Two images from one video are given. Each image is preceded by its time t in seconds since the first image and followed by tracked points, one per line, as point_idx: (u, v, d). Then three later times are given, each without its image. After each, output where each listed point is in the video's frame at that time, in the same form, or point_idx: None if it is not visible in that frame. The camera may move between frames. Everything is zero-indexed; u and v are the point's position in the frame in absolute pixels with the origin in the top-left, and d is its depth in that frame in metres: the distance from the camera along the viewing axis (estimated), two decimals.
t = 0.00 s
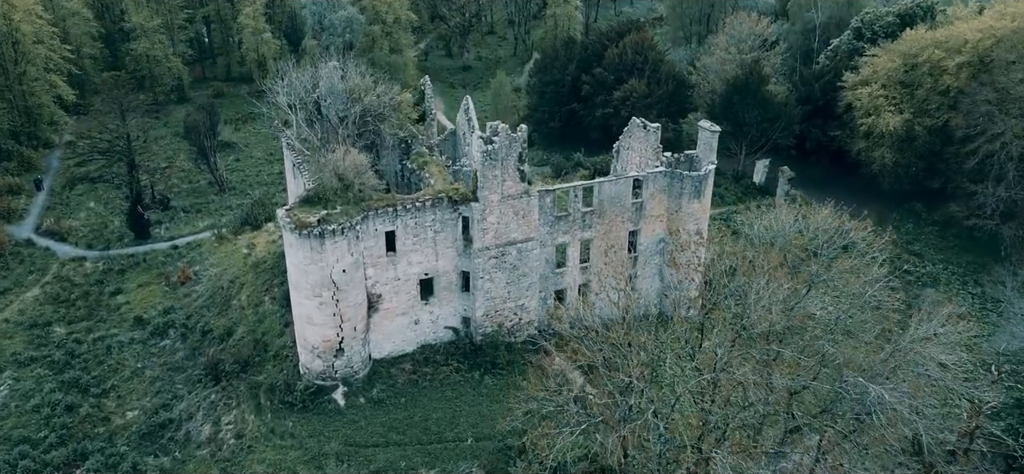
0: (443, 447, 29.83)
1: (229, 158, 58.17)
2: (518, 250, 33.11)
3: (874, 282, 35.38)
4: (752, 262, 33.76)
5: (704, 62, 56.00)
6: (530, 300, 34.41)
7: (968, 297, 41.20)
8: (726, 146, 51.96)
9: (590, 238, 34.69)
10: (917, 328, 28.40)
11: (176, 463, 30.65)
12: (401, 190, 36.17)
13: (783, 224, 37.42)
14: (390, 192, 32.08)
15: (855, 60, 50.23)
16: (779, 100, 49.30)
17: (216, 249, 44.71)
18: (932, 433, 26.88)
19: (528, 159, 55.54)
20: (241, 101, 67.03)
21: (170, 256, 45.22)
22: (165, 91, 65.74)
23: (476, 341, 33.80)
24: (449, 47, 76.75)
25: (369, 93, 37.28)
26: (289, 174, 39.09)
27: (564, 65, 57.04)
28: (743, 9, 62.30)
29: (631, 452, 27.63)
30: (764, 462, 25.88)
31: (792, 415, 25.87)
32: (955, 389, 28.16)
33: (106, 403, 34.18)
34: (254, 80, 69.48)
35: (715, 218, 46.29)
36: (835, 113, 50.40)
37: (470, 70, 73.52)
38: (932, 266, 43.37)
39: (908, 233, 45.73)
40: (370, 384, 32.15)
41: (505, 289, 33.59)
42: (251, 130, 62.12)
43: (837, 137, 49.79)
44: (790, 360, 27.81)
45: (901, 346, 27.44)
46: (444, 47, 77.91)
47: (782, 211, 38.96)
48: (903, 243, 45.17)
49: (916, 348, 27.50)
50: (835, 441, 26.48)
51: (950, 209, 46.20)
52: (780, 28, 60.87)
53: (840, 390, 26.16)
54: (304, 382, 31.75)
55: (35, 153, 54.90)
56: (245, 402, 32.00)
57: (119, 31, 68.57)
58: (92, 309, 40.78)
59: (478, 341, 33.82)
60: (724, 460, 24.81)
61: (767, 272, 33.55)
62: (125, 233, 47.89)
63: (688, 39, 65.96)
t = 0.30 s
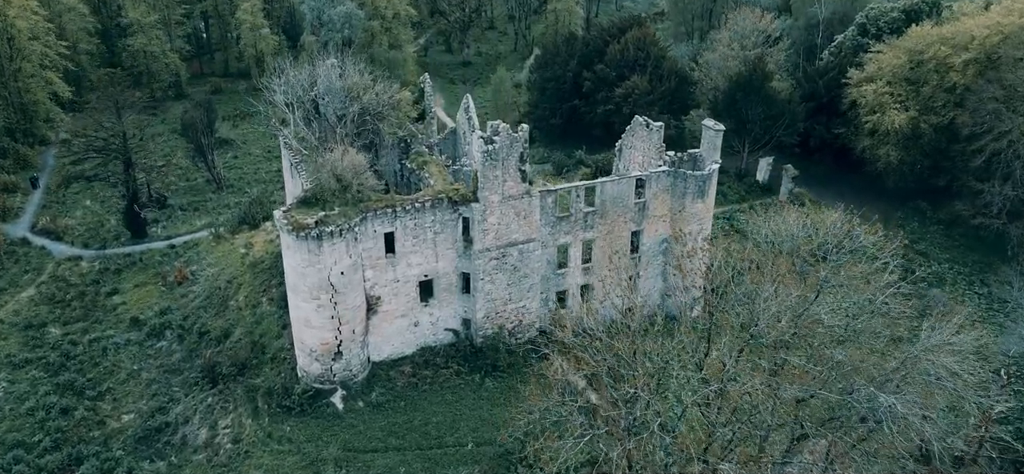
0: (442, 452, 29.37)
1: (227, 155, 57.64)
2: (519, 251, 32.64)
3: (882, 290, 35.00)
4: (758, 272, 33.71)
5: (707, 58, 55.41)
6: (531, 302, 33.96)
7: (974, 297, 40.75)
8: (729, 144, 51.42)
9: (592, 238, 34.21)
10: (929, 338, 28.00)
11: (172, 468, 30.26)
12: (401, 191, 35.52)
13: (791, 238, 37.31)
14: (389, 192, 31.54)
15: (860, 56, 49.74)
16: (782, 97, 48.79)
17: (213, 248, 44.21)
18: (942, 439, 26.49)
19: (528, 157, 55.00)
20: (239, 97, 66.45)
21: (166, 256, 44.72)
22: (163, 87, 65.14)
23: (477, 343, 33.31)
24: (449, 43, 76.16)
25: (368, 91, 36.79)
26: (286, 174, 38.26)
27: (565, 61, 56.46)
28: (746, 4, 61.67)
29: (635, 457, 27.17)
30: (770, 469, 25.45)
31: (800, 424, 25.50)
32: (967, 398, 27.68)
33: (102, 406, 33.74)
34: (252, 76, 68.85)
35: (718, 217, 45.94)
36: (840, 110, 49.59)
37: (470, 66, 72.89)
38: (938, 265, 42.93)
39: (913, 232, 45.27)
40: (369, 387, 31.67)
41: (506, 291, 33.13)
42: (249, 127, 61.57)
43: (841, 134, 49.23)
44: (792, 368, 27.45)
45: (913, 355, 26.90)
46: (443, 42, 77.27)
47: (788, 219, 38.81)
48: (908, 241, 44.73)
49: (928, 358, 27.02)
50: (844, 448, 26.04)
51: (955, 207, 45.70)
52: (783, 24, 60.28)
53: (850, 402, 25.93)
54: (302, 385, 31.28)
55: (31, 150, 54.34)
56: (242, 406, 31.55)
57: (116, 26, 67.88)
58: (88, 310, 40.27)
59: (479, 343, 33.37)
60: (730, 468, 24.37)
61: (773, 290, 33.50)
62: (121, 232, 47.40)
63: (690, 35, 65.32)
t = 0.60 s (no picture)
0: (443, 457, 28.94)
1: (225, 152, 57.07)
2: (521, 252, 32.14)
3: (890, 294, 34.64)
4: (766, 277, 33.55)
5: (710, 54, 54.79)
6: (532, 303, 33.48)
7: (981, 297, 40.31)
8: (732, 141, 50.88)
9: (594, 239, 33.72)
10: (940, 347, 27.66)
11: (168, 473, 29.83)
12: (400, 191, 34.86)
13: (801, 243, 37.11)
14: (388, 192, 31.02)
15: (865, 53, 49.13)
16: (787, 94, 48.25)
17: (211, 248, 43.68)
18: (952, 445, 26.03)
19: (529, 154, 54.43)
20: (237, 93, 65.84)
21: (163, 255, 44.18)
22: (160, 84, 64.51)
23: (477, 345, 32.81)
24: (449, 37, 75.50)
25: (366, 89, 36.38)
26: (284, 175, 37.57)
27: (567, 57, 55.84)
28: None
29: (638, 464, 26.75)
30: None
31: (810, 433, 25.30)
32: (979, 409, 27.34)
33: (97, 409, 33.26)
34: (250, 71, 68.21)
35: (721, 215, 45.28)
36: (844, 107, 48.96)
37: (470, 61, 72.23)
38: (944, 265, 42.49)
39: (918, 231, 44.81)
40: (368, 390, 31.19)
41: (507, 292, 32.63)
42: (247, 123, 61.00)
43: (846, 131, 48.66)
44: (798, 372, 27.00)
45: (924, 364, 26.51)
46: (443, 37, 76.63)
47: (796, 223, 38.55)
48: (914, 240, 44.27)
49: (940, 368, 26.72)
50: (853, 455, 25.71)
51: (961, 205, 45.17)
52: (786, 19, 59.62)
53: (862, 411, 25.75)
54: (300, 388, 30.81)
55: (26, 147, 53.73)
56: (239, 409, 31.09)
57: (113, 21, 67.15)
58: (84, 310, 39.74)
59: (480, 346, 32.88)
60: None
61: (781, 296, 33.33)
62: (118, 230, 46.87)
63: (692, 29, 64.59)
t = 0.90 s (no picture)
0: (443, 462, 28.55)
1: (223, 149, 56.53)
2: (521, 253, 31.65)
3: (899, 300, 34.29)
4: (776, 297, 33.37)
5: (713, 50, 54.16)
6: (533, 304, 33.00)
7: (987, 297, 39.87)
8: (735, 138, 50.34)
9: (596, 239, 33.24)
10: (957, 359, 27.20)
11: None
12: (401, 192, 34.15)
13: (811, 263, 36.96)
14: (387, 193, 30.51)
15: (869, 49, 48.44)
16: (790, 90, 47.67)
17: (207, 247, 43.16)
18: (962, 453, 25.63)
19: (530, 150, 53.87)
20: (235, 89, 65.22)
21: (160, 254, 43.70)
22: (158, 79, 63.89)
23: (478, 347, 32.34)
24: (449, 32, 74.83)
25: (365, 87, 35.81)
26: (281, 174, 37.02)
27: (567, 53, 55.17)
28: None
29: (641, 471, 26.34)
30: None
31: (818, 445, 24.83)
32: (993, 421, 27.01)
33: (93, 412, 32.85)
34: (248, 66, 67.54)
35: (724, 214, 44.70)
36: (848, 103, 48.38)
37: (470, 56, 71.57)
38: (949, 264, 42.04)
39: (924, 229, 44.33)
40: (366, 394, 30.72)
41: (508, 294, 32.17)
42: (245, 119, 60.40)
43: (850, 129, 48.08)
44: (804, 378, 26.57)
45: (937, 374, 26.06)
46: (443, 32, 75.97)
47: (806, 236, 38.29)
48: (919, 239, 43.81)
49: (956, 381, 26.29)
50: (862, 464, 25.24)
51: (967, 204, 44.67)
52: (790, 13, 58.93)
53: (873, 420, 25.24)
54: (298, 392, 30.31)
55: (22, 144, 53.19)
56: (236, 413, 30.66)
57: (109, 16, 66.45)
58: (79, 310, 39.28)
59: (481, 348, 32.47)
60: None
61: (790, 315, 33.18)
62: (114, 229, 46.36)
63: (694, 24, 63.89)
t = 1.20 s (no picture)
0: (443, 468, 28.13)
1: (220, 145, 55.97)
2: (523, 254, 31.15)
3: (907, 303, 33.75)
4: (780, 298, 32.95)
5: (716, 46, 53.50)
6: (535, 306, 32.54)
7: (995, 297, 39.35)
8: (738, 135, 49.77)
9: (599, 239, 32.75)
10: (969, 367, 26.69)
11: None
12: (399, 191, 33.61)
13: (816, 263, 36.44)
14: (386, 193, 30.00)
15: (875, 44, 47.83)
16: (794, 86, 47.06)
17: (204, 246, 42.63)
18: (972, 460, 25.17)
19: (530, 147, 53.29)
20: (233, 84, 64.59)
21: (156, 253, 43.20)
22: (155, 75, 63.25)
23: (478, 349, 31.90)
24: (449, 26, 74.18)
25: (363, 85, 35.21)
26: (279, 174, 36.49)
27: (569, 48, 54.52)
28: None
29: None
30: None
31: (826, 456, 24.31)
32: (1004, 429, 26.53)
33: (88, 415, 32.42)
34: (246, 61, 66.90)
35: (727, 212, 44.15)
36: (853, 100, 47.83)
37: (470, 51, 70.91)
38: (956, 263, 41.54)
39: (929, 228, 43.85)
40: (365, 397, 30.26)
41: (509, 295, 31.70)
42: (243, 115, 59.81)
43: (855, 125, 47.48)
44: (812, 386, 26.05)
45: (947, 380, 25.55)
46: (443, 26, 75.32)
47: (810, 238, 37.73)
48: (924, 238, 43.33)
49: (967, 388, 25.76)
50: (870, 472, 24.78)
51: (973, 201, 44.12)
52: (794, 8, 58.20)
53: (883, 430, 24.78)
54: (296, 395, 29.80)
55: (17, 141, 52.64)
56: (233, 417, 30.19)
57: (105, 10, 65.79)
58: (75, 311, 38.80)
59: (481, 350, 32.03)
60: None
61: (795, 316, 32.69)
62: (110, 227, 45.85)
63: (697, 18, 63.19)
